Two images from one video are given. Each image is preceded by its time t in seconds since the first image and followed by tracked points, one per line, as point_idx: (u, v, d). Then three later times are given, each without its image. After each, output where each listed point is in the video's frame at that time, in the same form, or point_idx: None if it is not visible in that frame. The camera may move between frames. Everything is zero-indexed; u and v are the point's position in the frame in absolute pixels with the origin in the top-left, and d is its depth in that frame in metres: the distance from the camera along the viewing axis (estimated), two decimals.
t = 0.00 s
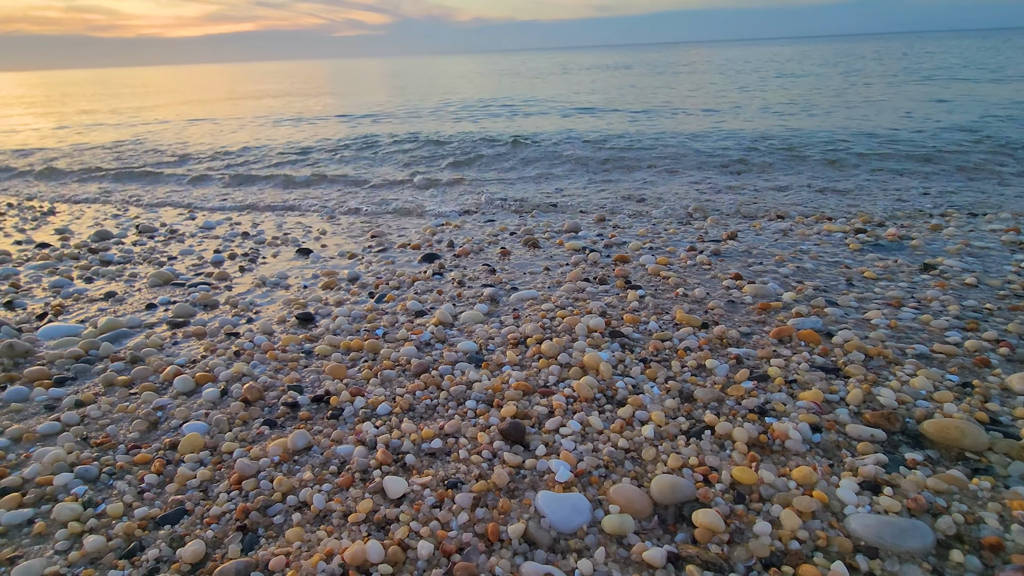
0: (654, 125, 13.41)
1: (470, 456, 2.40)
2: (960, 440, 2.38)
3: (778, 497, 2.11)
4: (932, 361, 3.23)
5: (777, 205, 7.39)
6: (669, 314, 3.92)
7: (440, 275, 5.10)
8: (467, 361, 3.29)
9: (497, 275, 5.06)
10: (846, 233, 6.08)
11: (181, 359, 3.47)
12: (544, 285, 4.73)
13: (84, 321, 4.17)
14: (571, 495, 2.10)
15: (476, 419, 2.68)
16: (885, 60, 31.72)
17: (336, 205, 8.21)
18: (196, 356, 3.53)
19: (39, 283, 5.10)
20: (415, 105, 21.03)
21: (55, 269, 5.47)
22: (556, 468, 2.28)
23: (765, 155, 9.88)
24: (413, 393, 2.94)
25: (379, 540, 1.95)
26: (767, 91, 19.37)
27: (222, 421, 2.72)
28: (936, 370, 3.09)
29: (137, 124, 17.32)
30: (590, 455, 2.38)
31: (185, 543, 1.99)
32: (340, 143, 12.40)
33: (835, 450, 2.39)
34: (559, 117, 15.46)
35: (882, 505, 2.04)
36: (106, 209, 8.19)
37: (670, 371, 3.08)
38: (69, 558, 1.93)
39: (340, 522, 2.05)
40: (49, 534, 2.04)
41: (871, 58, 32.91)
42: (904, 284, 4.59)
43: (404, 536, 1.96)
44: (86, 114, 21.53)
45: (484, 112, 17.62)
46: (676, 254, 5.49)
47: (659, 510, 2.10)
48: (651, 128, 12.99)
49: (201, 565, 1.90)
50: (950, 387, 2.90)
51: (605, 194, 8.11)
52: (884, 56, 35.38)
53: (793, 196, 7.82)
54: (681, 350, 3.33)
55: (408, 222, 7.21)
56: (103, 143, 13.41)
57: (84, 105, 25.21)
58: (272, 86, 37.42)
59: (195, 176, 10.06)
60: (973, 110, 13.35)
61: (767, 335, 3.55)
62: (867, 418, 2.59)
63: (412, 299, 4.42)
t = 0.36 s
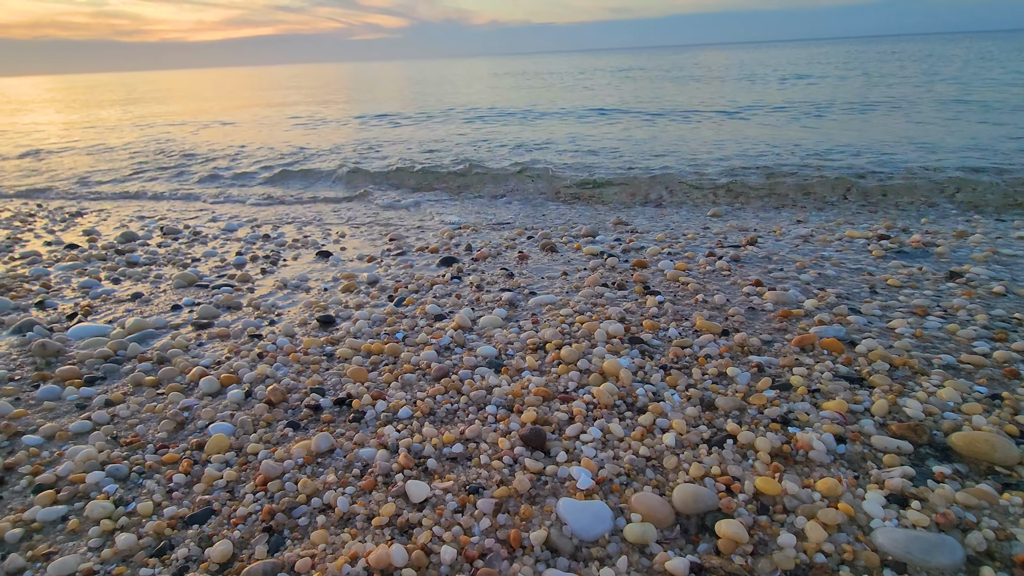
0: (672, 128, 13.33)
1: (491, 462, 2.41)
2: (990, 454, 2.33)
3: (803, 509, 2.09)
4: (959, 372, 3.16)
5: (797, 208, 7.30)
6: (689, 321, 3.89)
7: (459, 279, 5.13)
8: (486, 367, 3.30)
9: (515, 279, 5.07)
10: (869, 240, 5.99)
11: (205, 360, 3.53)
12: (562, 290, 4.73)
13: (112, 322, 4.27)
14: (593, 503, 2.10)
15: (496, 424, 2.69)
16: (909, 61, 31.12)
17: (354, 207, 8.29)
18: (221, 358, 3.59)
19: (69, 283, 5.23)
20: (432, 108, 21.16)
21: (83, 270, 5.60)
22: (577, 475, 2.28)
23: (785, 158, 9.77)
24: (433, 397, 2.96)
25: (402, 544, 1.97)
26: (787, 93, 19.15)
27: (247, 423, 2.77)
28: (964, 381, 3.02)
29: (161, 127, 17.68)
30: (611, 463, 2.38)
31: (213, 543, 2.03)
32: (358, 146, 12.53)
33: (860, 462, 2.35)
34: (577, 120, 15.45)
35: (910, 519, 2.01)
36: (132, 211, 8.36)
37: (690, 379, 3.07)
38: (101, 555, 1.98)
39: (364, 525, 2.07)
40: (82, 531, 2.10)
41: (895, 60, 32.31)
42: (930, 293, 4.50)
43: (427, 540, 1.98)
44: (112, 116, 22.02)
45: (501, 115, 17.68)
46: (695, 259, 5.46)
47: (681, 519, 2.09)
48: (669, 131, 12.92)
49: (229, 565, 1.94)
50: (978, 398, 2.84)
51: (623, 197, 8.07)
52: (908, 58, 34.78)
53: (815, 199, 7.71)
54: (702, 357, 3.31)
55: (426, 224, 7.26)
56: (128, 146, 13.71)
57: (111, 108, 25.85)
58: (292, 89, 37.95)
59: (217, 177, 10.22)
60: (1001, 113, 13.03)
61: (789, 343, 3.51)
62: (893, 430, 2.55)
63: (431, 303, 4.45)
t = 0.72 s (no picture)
0: (691, 130, 13.24)
1: (521, 463, 2.41)
2: None
3: (840, 516, 2.06)
4: (996, 379, 3.08)
5: (821, 205, 7.19)
6: (715, 324, 3.86)
7: (481, 280, 5.14)
8: (512, 368, 3.30)
9: (537, 281, 5.07)
10: (896, 243, 5.88)
11: (235, 358, 3.58)
12: (585, 292, 4.72)
13: (142, 319, 4.35)
14: (626, 505, 2.10)
15: (525, 425, 2.70)
16: (934, 63, 30.50)
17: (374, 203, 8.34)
18: (250, 356, 3.64)
19: (99, 281, 5.34)
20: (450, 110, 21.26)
21: (113, 269, 5.71)
22: (609, 478, 2.28)
23: (808, 159, 9.64)
24: (461, 397, 2.97)
25: (437, 543, 1.98)
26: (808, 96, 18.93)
27: (278, 420, 2.80)
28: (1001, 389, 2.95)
29: (184, 129, 17.99)
30: (642, 466, 2.37)
31: (249, 538, 2.05)
32: (377, 148, 12.63)
33: (897, 470, 2.31)
34: (595, 122, 15.43)
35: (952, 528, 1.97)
36: (158, 210, 8.51)
37: (719, 383, 3.04)
38: (142, 548, 2.01)
39: (397, 523, 2.09)
40: (122, 523, 2.14)
41: (919, 61, 31.77)
42: (961, 299, 4.41)
43: (461, 539, 1.98)
44: (137, 118, 22.46)
45: (519, 117, 17.70)
46: (719, 262, 5.41)
47: (715, 524, 2.07)
48: (688, 133, 12.84)
49: (266, 561, 1.96)
50: (1017, 406, 2.77)
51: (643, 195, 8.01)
52: (933, 60, 34.39)
53: (841, 194, 7.55)
54: (730, 361, 3.28)
55: (445, 221, 7.27)
56: (153, 147, 13.97)
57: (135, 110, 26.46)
58: (311, 92, 38.45)
59: (239, 176, 10.34)
60: None
61: (818, 348, 3.47)
62: (931, 437, 2.50)
63: (454, 305, 4.46)
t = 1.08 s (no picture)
0: (707, 132, 13.18)
1: (544, 466, 2.42)
2: None
3: (869, 524, 2.04)
4: None
5: (841, 205, 7.10)
6: (736, 328, 3.84)
7: (498, 282, 5.16)
8: (533, 370, 3.31)
9: (555, 283, 5.08)
10: (919, 241, 5.79)
11: (258, 358, 3.63)
12: (603, 295, 4.72)
13: (166, 318, 4.42)
14: (652, 510, 2.09)
15: (547, 428, 2.70)
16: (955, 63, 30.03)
17: (390, 199, 8.38)
18: (272, 355, 3.69)
19: (122, 280, 5.43)
20: (464, 112, 21.36)
21: (136, 269, 5.81)
22: (633, 482, 2.27)
23: (826, 160, 9.54)
24: (483, 399, 2.98)
25: (463, 544, 1.99)
26: (824, 98, 18.75)
27: (302, 420, 2.83)
28: None
29: (203, 130, 18.23)
30: (666, 470, 2.36)
31: (277, 537, 2.08)
32: (393, 149, 12.72)
33: (927, 478, 2.28)
34: (609, 124, 15.40)
35: (984, 538, 1.93)
36: (177, 208, 8.62)
37: (742, 388, 3.02)
38: (173, 545, 2.05)
39: (423, 524, 2.10)
40: (153, 520, 2.17)
41: (940, 62, 31.25)
42: (987, 303, 4.33)
43: (487, 542, 1.99)
44: (156, 120, 22.82)
45: (533, 119, 17.73)
46: (737, 264, 5.37)
47: (742, 530, 2.06)
48: (704, 135, 12.77)
49: (294, 559, 1.99)
50: None
51: (659, 195, 7.98)
52: (953, 60, 33.92)
53: (861, 195, 7.47)
54: (752, 366, 3.26)
55: (461, 220, 7.29)
56: (173, 148, 14.19)
57: (154, 112, 26.89)
58: (327, 94, 38.80)
59: (256, 177, 10.45)
60: None
61: (841, 354, 3.43)
62: (960, 445, 2.45)
63: (472, 306, 4.48)
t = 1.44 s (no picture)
0: (717, 135, 13.14)
1: (550, 472, 2.42)
2: None
3: (877, 534, 2.02)
4: None
5: (852, 209, 7.05)
6: (744, 334, 3.83)
7: (507, 286, 5.17)
8: (540, 376, 3.31)
9: (563, 286, 5.08)
10: (932, 245, 5.73)
11: (268, 361, 3.67)
12: (611, 298, 4.71)
13: (178, 321, 4.47)
14: (658, 517, 2.09)
15: (554, 434, 2.70)
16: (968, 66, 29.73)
17: (399, 203, 8.42)
18: (282, 358, 3.72)
19: (136, 283, 5.51)
20: (474, 115, 21.43)
21: (149, 271, 5.89)
22: (640, 489, 2.27)
23: (838, 164, 9.48)
24: (490, 405, 2.99)
25: (469, 550, 2.01)
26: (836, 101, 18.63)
27: (311, 424, 2.85)
28: None
29: (215, 134, 18.42)
30: (673, 478, 2.36)
31: (286, 540, 2.10)
32: (403, 153, 12.80)
33: (937, 488, 2.25)
34: (619, 127, 15.39)
35: (995, 550, 1.91)
36: (189, 211, 8.72)
37: (749, 395, 3.01)
38: (183, 546, 2.07)
39: (430, 529, 2.12)
40: (163, 522, 2.20)
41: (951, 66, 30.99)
42: (1002, 307, 4.27)
43: (493, 548, 2.00)
44: (171, 123, 23.13)
45: (543, 122, 17.76)
46: (747, 268, 5.35)
47: (749, 538, 2.05)
48: (714, 138, 12.72)
49: (302, 563, 2.00)
50: None
51: (668, 199, 7.96)
52: (967, 62, 33.70)
53: (873, 199, 7.40)
54: (760, 373, 3.25)
55: (470, 223, 7.32)
56: (186, 151, 14.36)
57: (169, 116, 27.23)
58: (337, 97, 39.11)
59: (268, 180, 10.56)
60: None
61: (852, 361, 3.41)
62: (971, 454, 2.43)
63: (481, 310, 4.50)
